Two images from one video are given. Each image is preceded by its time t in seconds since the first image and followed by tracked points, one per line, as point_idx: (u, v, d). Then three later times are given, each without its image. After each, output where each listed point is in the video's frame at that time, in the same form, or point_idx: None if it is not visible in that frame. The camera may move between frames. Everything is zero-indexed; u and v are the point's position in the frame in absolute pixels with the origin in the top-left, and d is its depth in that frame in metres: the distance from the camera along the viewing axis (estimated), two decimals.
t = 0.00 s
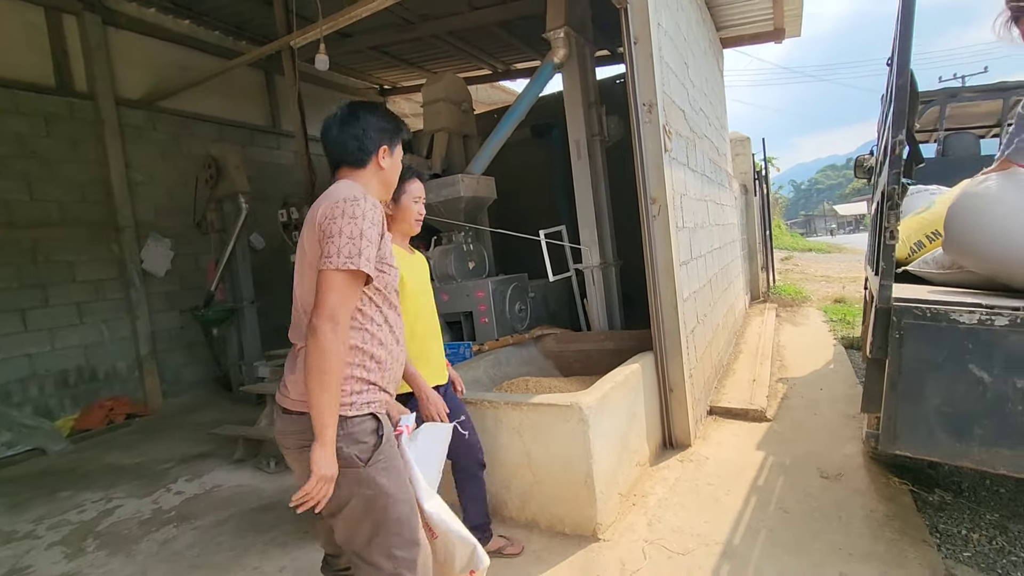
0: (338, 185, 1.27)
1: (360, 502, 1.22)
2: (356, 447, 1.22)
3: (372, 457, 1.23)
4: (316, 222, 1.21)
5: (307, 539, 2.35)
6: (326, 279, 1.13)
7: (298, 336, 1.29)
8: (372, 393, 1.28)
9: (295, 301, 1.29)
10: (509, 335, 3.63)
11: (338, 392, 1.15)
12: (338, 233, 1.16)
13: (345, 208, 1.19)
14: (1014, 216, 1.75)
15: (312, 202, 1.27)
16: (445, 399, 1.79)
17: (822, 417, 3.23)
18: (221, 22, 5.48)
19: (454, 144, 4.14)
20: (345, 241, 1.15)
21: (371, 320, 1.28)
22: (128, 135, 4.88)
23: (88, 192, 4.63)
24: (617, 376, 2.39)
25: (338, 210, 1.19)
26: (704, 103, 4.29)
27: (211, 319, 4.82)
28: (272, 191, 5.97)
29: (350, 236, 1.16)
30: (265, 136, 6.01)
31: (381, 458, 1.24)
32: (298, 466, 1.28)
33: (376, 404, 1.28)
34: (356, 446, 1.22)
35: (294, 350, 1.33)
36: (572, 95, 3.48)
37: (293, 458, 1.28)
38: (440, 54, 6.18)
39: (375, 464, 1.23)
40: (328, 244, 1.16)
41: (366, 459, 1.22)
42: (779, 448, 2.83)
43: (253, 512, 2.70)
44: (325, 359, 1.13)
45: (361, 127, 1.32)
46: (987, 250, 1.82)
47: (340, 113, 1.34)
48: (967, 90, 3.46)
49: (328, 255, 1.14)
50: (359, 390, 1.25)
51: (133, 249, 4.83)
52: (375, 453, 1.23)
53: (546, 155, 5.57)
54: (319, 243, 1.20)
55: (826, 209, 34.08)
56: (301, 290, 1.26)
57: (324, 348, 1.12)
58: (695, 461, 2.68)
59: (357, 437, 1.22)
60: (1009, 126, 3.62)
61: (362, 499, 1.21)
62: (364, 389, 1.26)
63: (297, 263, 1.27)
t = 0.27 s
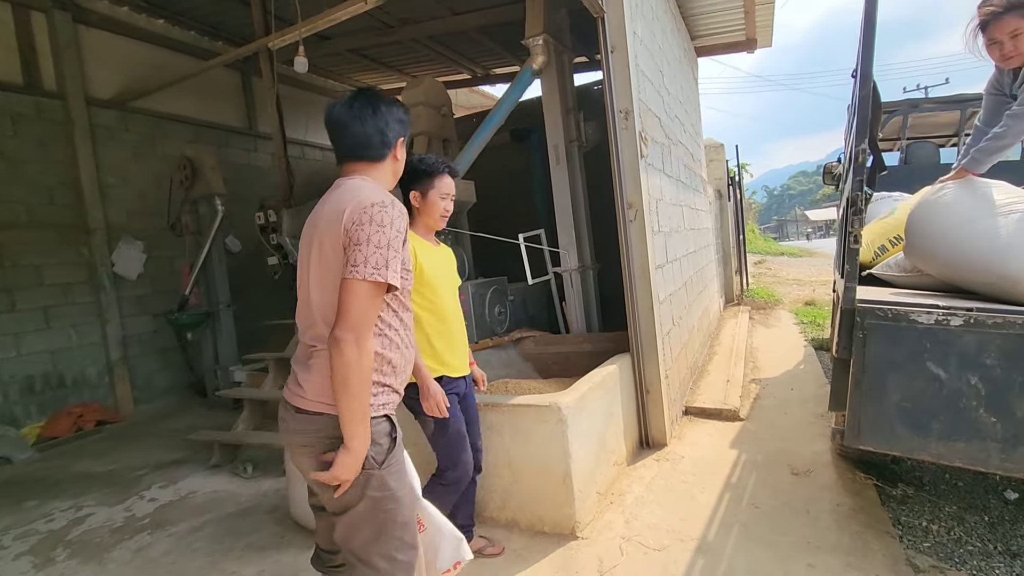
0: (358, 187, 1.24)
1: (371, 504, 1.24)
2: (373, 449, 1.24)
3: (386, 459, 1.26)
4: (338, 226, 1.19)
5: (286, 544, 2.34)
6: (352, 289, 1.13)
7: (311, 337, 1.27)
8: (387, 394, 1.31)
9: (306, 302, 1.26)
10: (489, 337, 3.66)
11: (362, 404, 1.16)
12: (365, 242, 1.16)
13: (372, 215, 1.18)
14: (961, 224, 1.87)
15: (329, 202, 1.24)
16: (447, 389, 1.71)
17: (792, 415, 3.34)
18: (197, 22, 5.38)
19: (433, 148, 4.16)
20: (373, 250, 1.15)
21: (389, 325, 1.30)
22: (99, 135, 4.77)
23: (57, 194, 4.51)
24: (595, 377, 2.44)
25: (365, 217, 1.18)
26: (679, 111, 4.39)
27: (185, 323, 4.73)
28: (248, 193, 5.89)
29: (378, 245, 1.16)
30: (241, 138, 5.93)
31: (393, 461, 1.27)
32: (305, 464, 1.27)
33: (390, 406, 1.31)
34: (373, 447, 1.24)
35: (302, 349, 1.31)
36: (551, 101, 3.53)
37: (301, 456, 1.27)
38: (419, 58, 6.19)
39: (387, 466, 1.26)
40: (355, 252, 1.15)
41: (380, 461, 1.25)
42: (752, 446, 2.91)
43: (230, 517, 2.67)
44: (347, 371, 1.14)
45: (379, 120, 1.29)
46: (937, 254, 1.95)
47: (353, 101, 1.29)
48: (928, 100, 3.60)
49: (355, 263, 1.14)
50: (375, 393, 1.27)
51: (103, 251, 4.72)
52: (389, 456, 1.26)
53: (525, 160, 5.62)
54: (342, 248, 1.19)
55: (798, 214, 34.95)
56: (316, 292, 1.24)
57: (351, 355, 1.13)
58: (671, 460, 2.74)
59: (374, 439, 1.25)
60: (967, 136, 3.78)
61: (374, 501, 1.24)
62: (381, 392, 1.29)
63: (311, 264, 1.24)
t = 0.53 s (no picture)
0: (350, 189, 1.22)
1: (375, 504, 1.25)
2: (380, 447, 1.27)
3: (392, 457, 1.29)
4: (339, 231, 1.18)
5: (257, 554, 2.30)
6: (362, 292, 1.13)
7: (313, 345, 1.25)
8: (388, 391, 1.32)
9: (305, 310, 1.24)
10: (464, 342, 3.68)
11: (408, 399, 1.19)
12: (370, 244, 1.15)
13: (372, 217, 1.18)
14: (910, 229, 1.98)
15: (322, 206, 1.21)
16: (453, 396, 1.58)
17: (760, 417, 3.43)
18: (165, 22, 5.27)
19: (408, 153, 4.16)
20: (378, 251, 1.15)
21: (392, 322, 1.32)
22: (61, 136, 4.63)
23: (15, 196, 4.36)
24: (569, 381, 2.48)
25: (366, 219, 1.18)
26: (650, 119, 4.48)
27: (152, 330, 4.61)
28: (219, 197, 5.78)
29: (382, 246, 1.16)
30: (211, 140, 5.82)
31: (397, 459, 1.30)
32: (303, 469, 1.25)
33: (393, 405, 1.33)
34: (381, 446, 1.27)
35: (300, 357, 1.28)
36: (525, 108, 3.57)
37: (300, 461, 1.25)
38: (394, 62, 6.18)
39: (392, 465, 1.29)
40: (361, 256, 1.15)
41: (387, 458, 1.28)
42: (722, 447, 2.98)
43: (199, 528, 2.61)
44: (375, 373, 1.15)
45: (359, 117, 1.28)
46: (889, 257, 2.06)
47: (328, 97, 1.27)
48: (886, 113, 3.76)
49: (364, 267, 1.14)
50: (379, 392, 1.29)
51: (65, 256, 4.57)
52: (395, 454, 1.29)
53: (500, 165, 5.65)
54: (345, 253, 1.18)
55: (767, 221, 35.86)
56: (318, 299, 1.22)
57: (375, 359, 1.13)
58: (644, 462, 2.79)
59: (381, 438, 1.27)
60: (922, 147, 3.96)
61: (380, 499, 1.26)
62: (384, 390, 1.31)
63: (310, 272, 1.21)
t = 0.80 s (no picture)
0: (316, 195, 1.21)
1: (352, 509, 1.24)
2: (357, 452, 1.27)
3: (369, 461, 1.29)
4: (312, 241, 1.17)
5: (219, 568, 2.24)
6: (346, 301, 1.16)
7: (290, 356, 1.24)
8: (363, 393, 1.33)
9: (281, 321, 1.22)
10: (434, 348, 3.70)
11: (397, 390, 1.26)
12: (348, 251, 1.16)
13: (344, 223, 1.18)
14: (859, 236, 2.09)
15: (290, 216, 1.19)
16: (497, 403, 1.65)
17: (725, 419, 3.51)
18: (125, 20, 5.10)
19: (378, 159, 4.13)
20: (356, 258, 1.17)
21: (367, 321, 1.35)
22: (10, 136, 4.43)
23: None
24: (538, 386, 2.49)
25: (339, 225, 1.17)
26: (618, 128, 4.56)
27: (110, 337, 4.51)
28: (180, 200, 5.61)
29: (360, 252, 1.17)
30: (173, 143, 5.63)
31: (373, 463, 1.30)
32: (278, 477, 1.22)
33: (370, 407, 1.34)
34: (358, 451, 1.27)
35: (275, 367, 1.26)
36: (495, 115, 3.59)
37: (275, 469, 1.22)
38: (365, 67, 6.13)
39: (370, 469, 1.29)
40: (340, 264, 1.15)
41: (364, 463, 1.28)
42: (688, 450, 3.04)
43: (157, 543, 2.53)
44: (373, 374, 1.20)
45: (318, 116, 1.27)
46: (841, 263, 2.17)
47: (283, 98, 1.25)
48: (842, 125, 3.91)
49: (345, 276, 1.15)
50: (356, 396, 1.29)
51: (14, 262, 4.36)
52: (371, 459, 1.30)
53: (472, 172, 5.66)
54: (321, 262, 1.17)
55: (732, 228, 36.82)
56: (295, 309, 1.21)
57: (371, 361, 1.19)
58: (612, 466, 2.82)
59: (358, 443, 1.27)
60: (875, 159, 4.14)
61: (356, 504, 1.24)
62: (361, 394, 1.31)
63: (285, 283, 1.20)
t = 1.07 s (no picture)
0: (254, 203, 1.19)
1: (305, 520, 1.21)
2: (308, 462, 1.24)
3: (319, 472, 1.26)
4: (250, 250, 1.15)
5: None
6: (284, 310, 1.14)
7: (232, 368, 1.21)
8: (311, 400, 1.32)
9: (221, 332, 1.19)
10: (398, 357, 3.67)
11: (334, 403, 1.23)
12: (287, 259, 1.14)
13: (283, 231, 1.16)
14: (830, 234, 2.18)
15: (228, 225, 1.17)
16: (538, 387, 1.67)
17: (686, 424, 3.58)
18: (74, 19, 4.90)
19: (341, 165, 4.08)
20: (296, 266, 1.14)
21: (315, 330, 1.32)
22: None
23: None
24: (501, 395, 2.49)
25: (277, 233, 1.15)
26: (582, 138, 4.64)
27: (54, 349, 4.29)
28: (134, 206, 5.42)
29: (300, 260, 1.15)
30: (126, 147, 5.42)
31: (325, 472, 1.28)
32: (228, 491, 1.18)
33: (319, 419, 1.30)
34: (308, 460, 1.25)
35: (218, 381, 1.23)
36: (459, 124, 3.60)
37: (226, 483, 1.18)
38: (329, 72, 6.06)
39: (322, 479, 1.26)
40: (279, 272, 1.13)
41: (315, 473, 1.25)
42: (650, 455, 3.09)
43: (102, 565, 2.41)
44: (315, 384, 1.18)
45: (255, 125, 1.25)
46: (807, 257, 2.26)
47: (220, 106, 1.23)
48: (795, 138, 4.06)
49: (284, 284, 1.13)
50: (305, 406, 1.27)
51: None
52: (322, 469, 1.27)
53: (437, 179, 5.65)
54: (259, 271, 1.15)
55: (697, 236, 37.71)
56: (235, 320, 1.18)
57: (312, 371, 1.17)
58: (576, 473, 2.84)
59: (308, 452, 1.25)
60: (826, 171, 4.32)
61: (310, 515, 1.21)
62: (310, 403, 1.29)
63: (224, 294, 1.17)
